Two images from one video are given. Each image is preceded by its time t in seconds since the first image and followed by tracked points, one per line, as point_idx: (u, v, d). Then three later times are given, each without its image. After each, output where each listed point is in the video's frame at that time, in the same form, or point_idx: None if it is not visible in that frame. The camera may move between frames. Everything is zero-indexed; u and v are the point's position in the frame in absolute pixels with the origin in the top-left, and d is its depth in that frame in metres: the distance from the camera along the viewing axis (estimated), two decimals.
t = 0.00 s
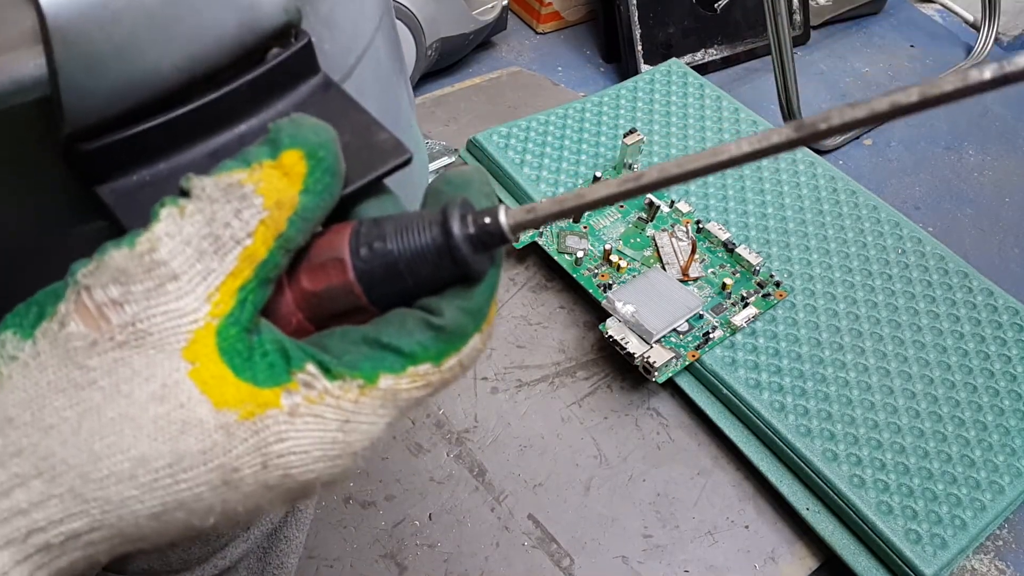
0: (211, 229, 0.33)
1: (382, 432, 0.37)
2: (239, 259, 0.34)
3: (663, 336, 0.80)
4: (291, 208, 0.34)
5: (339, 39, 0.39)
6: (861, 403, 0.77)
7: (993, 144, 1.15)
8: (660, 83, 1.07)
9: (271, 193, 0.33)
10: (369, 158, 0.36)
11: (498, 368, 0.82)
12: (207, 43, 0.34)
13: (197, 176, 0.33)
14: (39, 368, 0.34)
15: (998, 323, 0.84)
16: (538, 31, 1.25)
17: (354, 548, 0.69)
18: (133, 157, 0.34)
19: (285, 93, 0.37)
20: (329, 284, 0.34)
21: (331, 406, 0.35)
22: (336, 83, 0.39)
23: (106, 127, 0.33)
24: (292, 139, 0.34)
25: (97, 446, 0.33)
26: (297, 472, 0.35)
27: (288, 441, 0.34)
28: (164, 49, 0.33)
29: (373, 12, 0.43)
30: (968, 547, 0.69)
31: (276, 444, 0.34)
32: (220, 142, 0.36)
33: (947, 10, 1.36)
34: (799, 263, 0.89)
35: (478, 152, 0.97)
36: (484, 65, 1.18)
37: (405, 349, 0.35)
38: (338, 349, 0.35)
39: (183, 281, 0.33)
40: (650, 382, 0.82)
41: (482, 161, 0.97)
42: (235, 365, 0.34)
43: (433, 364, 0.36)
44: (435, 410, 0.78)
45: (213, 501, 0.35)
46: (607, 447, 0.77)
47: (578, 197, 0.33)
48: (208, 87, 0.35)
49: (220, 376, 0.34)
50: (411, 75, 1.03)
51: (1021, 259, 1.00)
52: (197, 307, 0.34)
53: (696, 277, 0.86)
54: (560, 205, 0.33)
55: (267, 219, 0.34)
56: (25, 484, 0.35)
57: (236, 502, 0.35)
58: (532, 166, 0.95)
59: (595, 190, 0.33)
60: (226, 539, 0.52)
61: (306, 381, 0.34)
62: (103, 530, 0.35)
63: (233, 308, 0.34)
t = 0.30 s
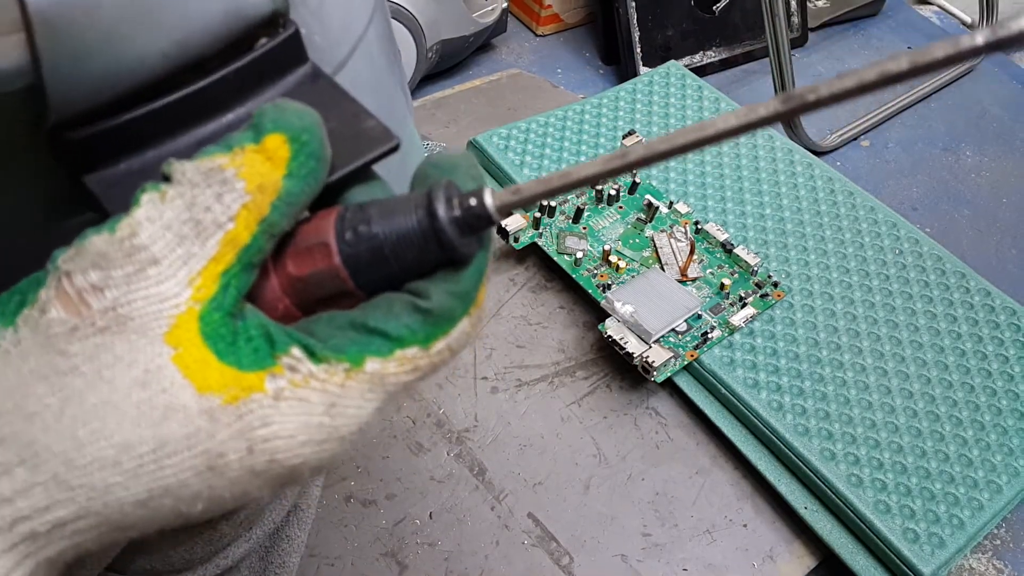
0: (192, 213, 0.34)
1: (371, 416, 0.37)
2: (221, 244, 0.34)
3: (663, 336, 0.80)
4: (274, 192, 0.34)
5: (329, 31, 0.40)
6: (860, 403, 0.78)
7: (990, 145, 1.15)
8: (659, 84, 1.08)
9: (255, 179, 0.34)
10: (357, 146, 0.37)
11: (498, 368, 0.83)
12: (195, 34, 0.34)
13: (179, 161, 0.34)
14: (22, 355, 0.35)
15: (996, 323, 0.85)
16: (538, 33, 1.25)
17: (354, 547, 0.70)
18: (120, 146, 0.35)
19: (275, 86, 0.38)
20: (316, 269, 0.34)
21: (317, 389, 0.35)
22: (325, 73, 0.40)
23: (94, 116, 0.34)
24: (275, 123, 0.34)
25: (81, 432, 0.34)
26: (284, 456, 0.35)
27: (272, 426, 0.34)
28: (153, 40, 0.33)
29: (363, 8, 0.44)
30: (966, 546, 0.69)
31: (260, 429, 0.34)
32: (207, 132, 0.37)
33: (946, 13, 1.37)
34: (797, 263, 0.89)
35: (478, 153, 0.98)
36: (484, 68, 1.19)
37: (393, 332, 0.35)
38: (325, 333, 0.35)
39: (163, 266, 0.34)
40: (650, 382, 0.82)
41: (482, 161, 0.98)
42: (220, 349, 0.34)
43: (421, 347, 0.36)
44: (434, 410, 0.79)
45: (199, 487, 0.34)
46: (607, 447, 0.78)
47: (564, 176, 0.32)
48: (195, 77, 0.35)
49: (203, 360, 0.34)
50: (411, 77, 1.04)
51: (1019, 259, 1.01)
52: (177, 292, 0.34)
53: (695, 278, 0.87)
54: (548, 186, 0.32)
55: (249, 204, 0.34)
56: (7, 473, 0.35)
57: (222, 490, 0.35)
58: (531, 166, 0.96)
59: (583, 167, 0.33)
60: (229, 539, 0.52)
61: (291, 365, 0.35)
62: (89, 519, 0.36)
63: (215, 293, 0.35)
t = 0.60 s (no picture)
0: (184, 203, 0.34)
1: (368, 407, 0.37)
2: (213, 232, 0.34)
3: (663, 336, 0.80)
4: (266, 180, 0.34)
5: (320, 23, 0.40)
6: (860, 403, 0.78)
7: (990, 145, 1.15)
8: (659, 84, 1.08)
9: (246, 168, 0.34)
10: (350, 134, 0.37)
11: (498, 368, 0.83)
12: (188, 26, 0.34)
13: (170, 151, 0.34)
14: (15, 347, 0.35)
15: (996, 323, 0.85)
16: (538, 33, 1.25)
17: (354, 546, 0.70)
18: (111, 140, 0.35)
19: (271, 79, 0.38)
20: (308, 258, 0.34)
21: (312, 379, 0.35)
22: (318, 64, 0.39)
23: (83, 111, 0.34)
24: (266, 112, 0.34)
25: (75, 424, 0.33)
26: (279, 447, 0.35)
27: (267, 417, 0.34)
28: (143, 31, 0.33)
29: (358, 2, 0.43)
30: (966, 546, 0.69)
31: (255, 420, 0.34)
32: (199, 123, 0.36)
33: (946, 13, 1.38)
34: (797, 263, 0.89)
35: (478, 152, 0.98)
36: (484, 67, 1.19)
37: (386, 321, 0.35)
38: (318, 323, 0.35)
39: (155, 256, 0.34)
40: (649, 381, 0.83)
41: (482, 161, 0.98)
42: (213, 339, 0.34)
43: (416, 335, 0.36)
44: (435, 410, 0.79)
45: (195, 479, 0.34)
46: (607, 447, 0.78)
47: (555, 160, 0.32)
48: (186, 69, 0.35)
49: (197, 351, 0.34)
50: (411, 77, 1.04)
51: (1019, 260, 1.01)
52: (171, 281, 0.34)
53: (695, 278, 0.87)
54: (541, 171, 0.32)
55: (241, 193, 0.34)
56: (4, 466, 0.35)
57: (218, 483, 0.35)
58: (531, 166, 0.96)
59: (573, 151, 0.32)
60: (229, 540, 0.52)
61: (285, 356, 0.34)
62: (84, 513, 0.35)
63: (208, 282, 0.35)
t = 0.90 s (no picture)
0: (173, 191, 0.33)
1: (360, 392, 0.37)
2: (202, 221, 0.34)
3: (663, 336, 0.81)
4: (254, 168, 0.34)
5: (307, 17, 0.39)
6: (860, 403, 0.78)
7: (990, 145, 1.15)
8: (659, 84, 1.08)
9: (232, 157, 0.33)
10: (338, 124, 0.37)
11: (498, 368, 0.83)
12: (182, 16, 0.34)
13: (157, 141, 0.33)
14: (6, 337, 0.34)
15: (996, 323, 0.85)
16: (538, 33, 1.25)
17: (354, 546, 0.70)
18: (102, 132, 0.34)
19: (265, 69, 0.37)
20: (296, 246, 0.34)
21: (301, 364, 0.35)
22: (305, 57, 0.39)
23: (72, 104, 0.33)
24: (253, 102, 0.34)
25: (67, 411, 0.33)
26: (270, 432, 0.35)
27: (257, 401, 0.34)
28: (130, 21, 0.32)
29: None
30: (966, 546, 0.69)
31: (246, 404, 0.34)
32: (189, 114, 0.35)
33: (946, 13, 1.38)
34: (797, 263, 0.89)
35: (478, 153, 0.98)
36: (484, 67, 1.19)
37: (376, 306, 0.34)
38: (308, 309, 0.35)
39: (145, 244, 0.34)
40: (649, 381, 0.82)
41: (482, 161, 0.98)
42: (203, 325, 0.34)
43: (404, 321, 0.35)
44: (435, 410, 0.79)
45: (187, 465, 0.34)
46: (607, 448, 0.78)
47: (541, 143, 0.31)
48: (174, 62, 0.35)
49: (187, 336, 0.34)
50: (411, 78, 1.04)
51: (1019, 260, 1.01)
52: (161, 269, 0.34)
53: (695, 278, 0.87)
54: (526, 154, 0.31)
55: (229, 181, 0.34)
56: None
57: (211, 467, 0.35)
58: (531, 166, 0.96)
59: (558, 135, 0.32)
60: (230, 539, 0.52)
61: (275, 340, 0.34)
62: (78, 500, 0.35)
63: (199, 270, 0.35)
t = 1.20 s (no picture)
0: (173, 193, 0.33)
1: (360, 394, 0.37)
2: (202, 222, 0.34)
3: (663, 336, 0.81)
4: (253, 169, 0.34)
5: (303, 16, 0.39)
6: (860, 403, 0.78)
7: (990, 145, 1.15)
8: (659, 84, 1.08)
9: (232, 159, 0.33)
10: (335, 125, 0.37)
11: (498, 368, 0.83)
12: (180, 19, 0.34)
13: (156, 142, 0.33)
14: (8, 339, 0.34)
15: (996, 323, 0.85)
16: (538, 33, 1.25)
17: (354, 546, 0.70)
18: (98, 135, 0.34)
19: (265, 70, 0.37)
20: (296, 247, 0.34)
21: (303, 366, 0.35)
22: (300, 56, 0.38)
23: (69, 107, 0.33)
24: (252, 103, 0.33)
25: (68, 414, 0.33)
26: (272, 434, 0.35)
27: (259, 403, 0.34)
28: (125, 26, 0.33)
29: None
30: (966, 546, 0.69)
31: (247, 407, 0.34)
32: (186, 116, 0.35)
33: (946, 13, 1.38)
34: (797, 263, 0.89)
35: (479, 153, 0.98)
36: (484, 67, 1.19)
37: (376, 309, 0.34)
38: (308, 311, 0.35)
39: (146, 246, 0.33)
40: (649, 381, 0.83)
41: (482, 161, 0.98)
42: (204, 328, 0.34)
43: (405, 322, 0.35)
44: (435, 410, 0.79)
45: (189, 468, 0.35)
46: (607, 448, 0.78)
47: (539, 144, 0.31)
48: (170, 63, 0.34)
49: (188, 339, 0.34)
50: (411, 78, 1.04)
51: (1019, 260, 1.01)
52: (162, 271, 0.34)
53: (696, 278, 0.87)
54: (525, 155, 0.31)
55: (229, 183, 0.34)
56: None
57: (214, 469, 0.35)
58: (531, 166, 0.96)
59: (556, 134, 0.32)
60: (229, 539, 0.52)
61: (276, 343, 0.34)
62: (80, 503, 0.35)
63: (199, 272, 0.34)
